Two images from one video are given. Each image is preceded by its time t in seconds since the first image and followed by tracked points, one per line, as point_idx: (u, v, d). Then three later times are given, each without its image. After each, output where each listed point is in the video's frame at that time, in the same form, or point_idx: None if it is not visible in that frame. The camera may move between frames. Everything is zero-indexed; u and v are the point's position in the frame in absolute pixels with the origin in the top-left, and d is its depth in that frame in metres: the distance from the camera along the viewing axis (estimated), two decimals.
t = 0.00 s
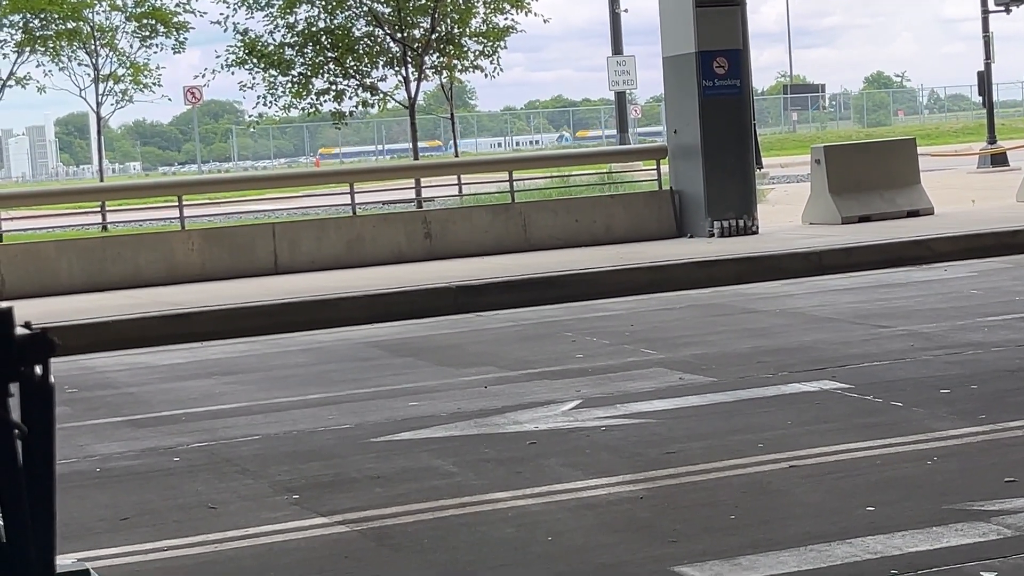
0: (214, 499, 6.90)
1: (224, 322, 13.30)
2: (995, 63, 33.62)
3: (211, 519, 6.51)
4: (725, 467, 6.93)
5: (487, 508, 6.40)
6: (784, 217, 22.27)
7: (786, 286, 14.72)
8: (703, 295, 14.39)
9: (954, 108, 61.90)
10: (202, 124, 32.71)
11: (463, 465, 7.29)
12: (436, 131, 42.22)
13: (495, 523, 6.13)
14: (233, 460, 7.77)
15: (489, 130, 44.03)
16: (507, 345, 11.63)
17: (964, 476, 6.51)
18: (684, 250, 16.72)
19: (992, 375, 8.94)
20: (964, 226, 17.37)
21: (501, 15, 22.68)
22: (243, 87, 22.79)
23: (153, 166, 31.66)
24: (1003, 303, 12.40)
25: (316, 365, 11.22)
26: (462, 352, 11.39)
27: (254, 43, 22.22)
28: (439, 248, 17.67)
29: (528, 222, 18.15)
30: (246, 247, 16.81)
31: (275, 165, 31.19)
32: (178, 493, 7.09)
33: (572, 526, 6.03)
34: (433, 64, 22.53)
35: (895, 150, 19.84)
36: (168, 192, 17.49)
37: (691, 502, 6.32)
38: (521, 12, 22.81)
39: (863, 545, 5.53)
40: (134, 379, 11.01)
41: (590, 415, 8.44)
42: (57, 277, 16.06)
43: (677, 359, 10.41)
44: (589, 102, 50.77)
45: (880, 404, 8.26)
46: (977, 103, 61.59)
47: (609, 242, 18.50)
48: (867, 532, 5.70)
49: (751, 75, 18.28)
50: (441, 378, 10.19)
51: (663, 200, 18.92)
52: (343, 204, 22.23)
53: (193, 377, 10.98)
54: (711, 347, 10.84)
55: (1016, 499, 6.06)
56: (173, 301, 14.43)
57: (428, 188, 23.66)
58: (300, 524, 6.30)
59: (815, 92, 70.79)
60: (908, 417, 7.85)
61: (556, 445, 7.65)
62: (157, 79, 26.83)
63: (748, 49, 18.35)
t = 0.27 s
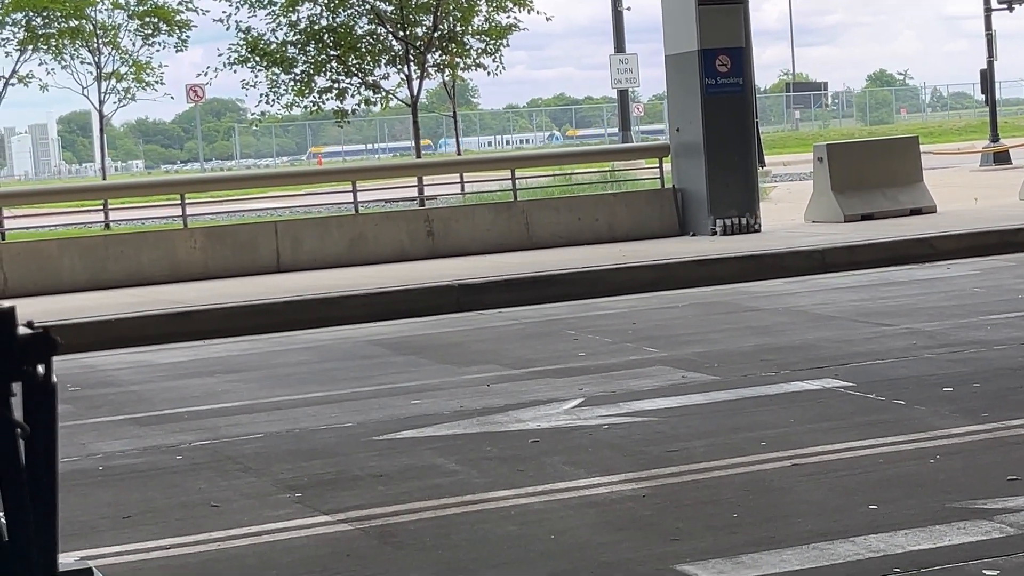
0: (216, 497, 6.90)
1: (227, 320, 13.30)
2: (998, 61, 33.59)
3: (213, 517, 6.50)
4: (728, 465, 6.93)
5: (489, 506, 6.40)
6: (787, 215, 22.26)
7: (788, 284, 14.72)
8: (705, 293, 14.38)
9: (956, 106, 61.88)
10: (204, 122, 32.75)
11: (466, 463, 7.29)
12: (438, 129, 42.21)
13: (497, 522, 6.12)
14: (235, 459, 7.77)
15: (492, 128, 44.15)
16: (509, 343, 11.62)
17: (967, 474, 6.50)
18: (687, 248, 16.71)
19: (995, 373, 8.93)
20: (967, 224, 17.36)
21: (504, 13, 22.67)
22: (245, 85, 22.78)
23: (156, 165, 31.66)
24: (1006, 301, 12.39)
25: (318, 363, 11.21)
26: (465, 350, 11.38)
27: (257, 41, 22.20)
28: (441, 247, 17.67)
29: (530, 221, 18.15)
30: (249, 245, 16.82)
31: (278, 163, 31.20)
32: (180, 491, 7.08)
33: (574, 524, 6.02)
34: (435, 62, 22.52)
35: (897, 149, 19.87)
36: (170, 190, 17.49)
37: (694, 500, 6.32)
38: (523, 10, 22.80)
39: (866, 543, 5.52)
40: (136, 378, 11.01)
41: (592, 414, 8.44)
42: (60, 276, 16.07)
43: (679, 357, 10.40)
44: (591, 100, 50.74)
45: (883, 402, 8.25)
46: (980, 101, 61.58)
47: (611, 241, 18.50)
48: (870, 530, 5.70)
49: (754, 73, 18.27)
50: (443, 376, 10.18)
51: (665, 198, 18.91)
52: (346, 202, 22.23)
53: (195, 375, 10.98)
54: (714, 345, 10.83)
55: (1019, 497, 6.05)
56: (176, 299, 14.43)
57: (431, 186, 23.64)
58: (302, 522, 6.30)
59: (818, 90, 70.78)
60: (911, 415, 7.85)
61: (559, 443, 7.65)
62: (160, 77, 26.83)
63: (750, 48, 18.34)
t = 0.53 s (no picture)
0: (220, 495, 6.91)
1: (231, 318, 13.31)
2: (1002, 58, 33.56)
3: (218, 515, 6.51)
4: (731, 463, 6.94)
5: (493, 504, 6.41)
6: (791, 213, 22.25)
7: (792, 282, 14.71)
8: (709, 291, 14.38)
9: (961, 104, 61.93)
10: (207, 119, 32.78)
11: (469, 461, 7.30)
12: (441, 127, 42.21)
13: (501, 519, 6.13)
14: (239, 456, 7.78)
15: (495, 127, 43.64)
16: (513, 341, 11.63)
17: (970, 471, 6.50)
18: (691, 246, 16.71)
19: (999, 371, 8.93)
20: (971, 222, 17.35)
21: (507, 11, 22.67)
22: (249, 83, 22.79)
23: (159, 163, 31.66)
24: (1010, 299, 12.39)
25: (322, 361, 11.23)
26: (469, 348, 11.39)
27: (260, 39, 22.20)
28: (444, 245, 17.68)
29: (533, 218, 18.16)
30: (252, 243, 16.83)
31: (281, 161, 31.21)
32: (184, 488, 7.10)
33: (578, 522, 6.03)
34: (439, 60, 22.53)
35: (902, 147, 19.87)
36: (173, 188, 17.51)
37: (697, 497, 6.33)
38: (527, 8, 22.80)
39: (870, 541, 5.53)
40: (140, 375, 11.03)
41: (596, 411, 8.45)
42: (63, 274, 16.08)
43: (683, 355, 10.41)
44: (595, 98, 50.73)
45: (887, 400, 8.25)
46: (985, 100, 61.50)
47: (615, 238, 18.50)
48: (873, 528, 5.70)
49: (757, 72, 18.27)
50: (446, 374, 10.20)
51: (668, 196, 18.91)
52: (349, 200, 22.24)
53: (199, 373, 10.99)
54: (717, 343, 10.84)
55: (1023, 495, 6.05)
56: (179, 296, 14.44)
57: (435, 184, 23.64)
58: (307, 520, 6.31)
59: (821, 88, 70.74)
60: (914, 413, 7.85)
61: (562, 441, 7.66)
62: (164, 75, 26.85)
63: (754, 46, 18.34)
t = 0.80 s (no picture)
0: (225, 494, 6.92)
1: (236, 316, 13.31)
2: (1007, 57, 33.51)
3: (222, 514, 6.52)
4: (736, 462, 6.93)
5: (498, 502, 6.41)
6: (796, 211, 22.24)
7: (797, 281, 14.70)
8: (714, 290, 14.37)
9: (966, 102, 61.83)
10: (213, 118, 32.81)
11: (474, 460, 7.30)
12: (447, 125, 42.22)
13: (506, 518, 6.13)
14: (244, 455, 7.78)
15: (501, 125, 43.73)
16: (518, 340, 11.63)
17: (975, 471, 6.49)
18: (696, 245, 16.70)
19: (1004, 370, 8.92)
20: (977, 221, 17.33)
21: (513, 10, 22.67)
22: (254, 82, 22.79)
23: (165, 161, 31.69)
24: (1016, 298, 12.37)
25: (327, 359, 11.23)
26: (474, 347, 11.39)
27: (266, 38, 22.21)
28: (449, 243, 17.67)
29: (539, 217, 18.16)
30: (258, 242, 16.84)
31: (287, 160, 31.24)
32: (189, 487, 7.10)
33: (583, 521, 6.03)
34: (444, 59, 22.54)
35: (908, 146, 19.83)
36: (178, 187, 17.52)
37: (701, 497, 6.32)
38: (532, 6, 22.80)
39: (874, 540, 5.52)
40: (145, 374, 11.03)
41: (601, 410, 8.45)
42: (69, 272, 16.10)
43: (688, 353, 10.40)
44: (600, 96, 50.72)
45: (892, 399, 8.24)
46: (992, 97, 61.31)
47: (620, 237, 18.50)
48: (878, 527, 5.69)
49: (763, 70, 18.26)
50: (452, 372, 10.20)
51: (673, 195, 18.91)
52: (354, 199, 22.25)
53: (204, 372, 11.00)
54: (722, 342, 10.84)
55: None
56: (184, 295, 14.45)
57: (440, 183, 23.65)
58: (311, 519, 6.31)
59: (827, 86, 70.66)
60: (919, 412, 7.84)
61: (567, 440, 7.66)
62: (169, 74, 26.87)
63: (759, 44, 18.33)
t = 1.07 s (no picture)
0: (232, 491, 6.93)
1: (243, 314, 13.33)
2: (1015, 55, 33.45)
3: (229, 511, 6.53)
4: (743, 460, 6.93)
5: (505, 500, 6.41)
6: (804, 209, 22.23)
7: (804, 279, 14.69)
8: (721, 288, 14.36)
9: (974, 100, 61.71)
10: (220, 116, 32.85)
11: (481, 457, 7.30)
12: (454, 123, 42.23)
13: (512, 516, 6.13)
14: (251, 453, 7.79)
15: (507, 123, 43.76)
16: (525, 338, 11.63)
17: (982, 469, 6.48)
18: (703, 243, 16.69)
19: (1011, 368, 8.91)
20: (985, 219, 17.30)
21: (520, 8, 22.66)
22: (261, 80, 22.81)
23: (172, 160, 31.73)
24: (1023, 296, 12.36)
25: (334, 357, 11.24)
26: (481, 345, 11.40)
27: (273, 36, 22.22)
28: (456, 241, 17.68)
29: (546, 215, 18.15)
30: (265, 240, 16.85)
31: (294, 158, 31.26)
32: (196, 485, 7.11)
33: (590, 519, 6.03)
34: (451, 57, 22.54)
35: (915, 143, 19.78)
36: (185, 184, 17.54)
37: (708, 494, 6.32)
38: (539, 4, 22.79)
39: (881, 538, 5.52)
40: (153, 372, 11.05)
41: (608, 408, 8.45)
42: (76, 270, 16.12)
43: (695, 351, 10.40)
44: (607, 94, 50.69)
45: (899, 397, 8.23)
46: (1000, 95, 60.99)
47: (626, 235, 18.50)
48: (885, 525, 5.69)
49: (770, 68, 18.24)
50: (458, 370, 10.20)
51: (681, 193, 18.89)
52: (361, 197, 22.25)
53: (211, 370, 11.01)
54: (729, 340, 10.83)
55: None
56: (191, 293, 14.46)
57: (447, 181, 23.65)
58: (318, 516, 6.32)
59: (835, 84, 70.56)
60: (926, 410, 7.83)
61: (574, 438, 7.66)
62: (176, 72, 26.90)
63: (767, 42, 18.30)
